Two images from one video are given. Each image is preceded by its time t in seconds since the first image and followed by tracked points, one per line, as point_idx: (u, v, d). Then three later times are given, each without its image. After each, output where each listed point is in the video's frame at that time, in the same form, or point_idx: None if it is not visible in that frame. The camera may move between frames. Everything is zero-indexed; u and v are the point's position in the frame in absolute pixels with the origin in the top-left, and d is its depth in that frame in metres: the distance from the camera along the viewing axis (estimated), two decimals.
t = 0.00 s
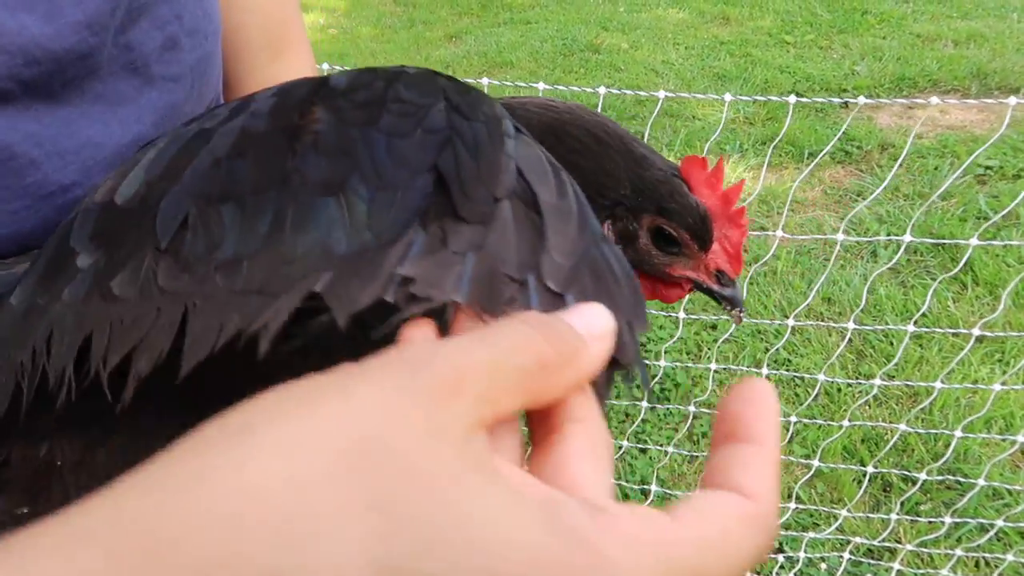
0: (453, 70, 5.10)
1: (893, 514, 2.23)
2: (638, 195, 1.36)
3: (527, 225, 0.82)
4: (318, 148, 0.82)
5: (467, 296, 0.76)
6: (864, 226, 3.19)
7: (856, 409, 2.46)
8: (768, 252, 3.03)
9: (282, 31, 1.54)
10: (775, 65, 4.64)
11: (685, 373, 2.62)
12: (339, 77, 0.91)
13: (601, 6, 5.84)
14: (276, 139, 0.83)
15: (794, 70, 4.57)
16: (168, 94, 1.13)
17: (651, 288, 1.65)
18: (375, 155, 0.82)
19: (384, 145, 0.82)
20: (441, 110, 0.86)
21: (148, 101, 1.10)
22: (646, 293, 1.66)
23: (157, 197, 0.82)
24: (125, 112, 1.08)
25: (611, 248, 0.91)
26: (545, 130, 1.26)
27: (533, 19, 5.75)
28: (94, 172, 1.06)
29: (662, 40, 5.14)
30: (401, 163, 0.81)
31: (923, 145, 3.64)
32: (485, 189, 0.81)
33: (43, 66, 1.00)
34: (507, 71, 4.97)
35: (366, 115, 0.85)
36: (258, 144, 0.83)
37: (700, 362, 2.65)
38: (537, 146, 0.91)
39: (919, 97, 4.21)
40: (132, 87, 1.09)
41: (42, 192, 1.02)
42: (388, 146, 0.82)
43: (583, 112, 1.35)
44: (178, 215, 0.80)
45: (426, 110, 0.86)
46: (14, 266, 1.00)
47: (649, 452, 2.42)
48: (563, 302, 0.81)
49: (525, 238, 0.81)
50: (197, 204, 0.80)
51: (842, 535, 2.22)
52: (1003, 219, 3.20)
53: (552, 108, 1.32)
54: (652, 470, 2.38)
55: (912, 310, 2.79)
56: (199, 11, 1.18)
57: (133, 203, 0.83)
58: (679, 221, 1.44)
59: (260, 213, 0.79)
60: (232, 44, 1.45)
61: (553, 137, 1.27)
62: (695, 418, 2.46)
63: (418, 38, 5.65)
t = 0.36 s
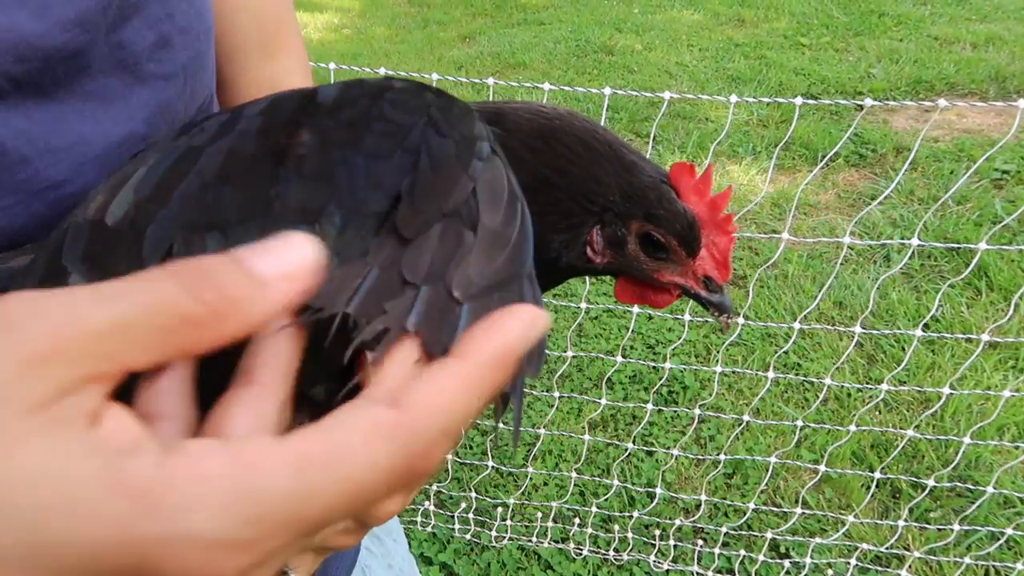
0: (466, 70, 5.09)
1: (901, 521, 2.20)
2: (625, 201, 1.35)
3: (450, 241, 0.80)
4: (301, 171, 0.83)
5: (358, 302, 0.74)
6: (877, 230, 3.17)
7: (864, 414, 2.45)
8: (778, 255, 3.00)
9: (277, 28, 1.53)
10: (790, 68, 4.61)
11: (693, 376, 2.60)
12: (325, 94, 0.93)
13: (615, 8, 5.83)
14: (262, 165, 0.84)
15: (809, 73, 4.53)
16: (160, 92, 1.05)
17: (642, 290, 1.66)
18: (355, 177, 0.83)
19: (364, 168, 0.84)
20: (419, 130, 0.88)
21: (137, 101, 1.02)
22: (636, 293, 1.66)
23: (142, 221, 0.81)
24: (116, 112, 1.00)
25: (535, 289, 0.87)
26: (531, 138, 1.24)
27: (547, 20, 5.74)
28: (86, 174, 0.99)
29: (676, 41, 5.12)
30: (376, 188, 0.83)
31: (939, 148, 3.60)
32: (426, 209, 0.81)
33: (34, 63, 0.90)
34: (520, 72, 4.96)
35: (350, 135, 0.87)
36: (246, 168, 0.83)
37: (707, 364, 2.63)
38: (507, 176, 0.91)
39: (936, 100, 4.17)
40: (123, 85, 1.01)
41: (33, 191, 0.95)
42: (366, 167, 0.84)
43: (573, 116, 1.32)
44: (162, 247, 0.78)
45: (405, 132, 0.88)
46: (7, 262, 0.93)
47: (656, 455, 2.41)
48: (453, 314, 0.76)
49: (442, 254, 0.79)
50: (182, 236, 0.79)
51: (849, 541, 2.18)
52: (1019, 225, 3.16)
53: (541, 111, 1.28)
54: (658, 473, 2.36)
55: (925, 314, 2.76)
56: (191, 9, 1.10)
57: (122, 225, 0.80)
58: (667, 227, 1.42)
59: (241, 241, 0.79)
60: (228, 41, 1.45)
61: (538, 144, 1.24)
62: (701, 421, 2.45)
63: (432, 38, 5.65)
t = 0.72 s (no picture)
0: (485, 71, 5.10)
1: (917, 529, 2.18)
2: (646, 201, 1.36)
3: (417, 259, 0.78)
4: (281, 182, 0.85)
5: (306, 312, 0.75)
6: (895, 236, 3.15)
7: (881, 420, 2.43)
8: (795, 259, 2.99)
9: (304, 31, 1.54)
10: (809, 72, 4.58)
11: (707, 380, 2.59)
12: (328, 107, 0.95)
13: (635, 11, 5.83)
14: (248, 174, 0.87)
15: (829, 77, 4.50)
16: (185, 92, 1.06)
17: (661, 292, 1.65)
18: (333, 191, 0.85)
19: (345, 182, 0.85)
20: (413, 147, 0.89)
21: (161, 101, 1.03)
22: (655, 296, 1.66)
23: (132, 221, 0.84)
24: (141, 111, 1.02)
25: (520, 313, 0.83)
26: (553, 140, 1.24)
27: (566, 23, 5.75)
28: (110, 170, 1.00)
29: (696, 45, 5.11)
30: (355, 202, 0.84)
31: (960, 154, 3.57)
32: (403, 226, 0.81)
33: (61, 63, 0.92)
34: (539, 74, 4.96)
35: (337, 150, 0.89)
36: (230, 177, 0.86)
37: (723, 368, 2.62)
38: (508, 199, 0.89)
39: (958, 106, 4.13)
40: (149, 84, 1.02)
41: (57, 186, 0.96)
42: (348, 180, 0.85)
43: (593, 116, 1.32)
44: (137, 248, 0.82)
45: (398, 148, 0.89)
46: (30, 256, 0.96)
47: (670, 458, 2.41)
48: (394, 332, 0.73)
49: (405, 271, 0.78)
50: (157, 237, 0.82)
51: (862, 549, 2.18)
52: None
53: (561, 112, 1.29)
54: (672, 476, 2.36)
55: (943, 321, 2.74)
56: (218, 10, 1.11)
57: (111, 228, 0.84)
58: (688, 228, 1.43)
59: (214, 247, 0.82)
60: (256, 40, 1.46)
61: (560, 145, 1.25)
62: (715, 425, 2.45)
63: (451, 40, 5.66)
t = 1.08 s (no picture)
0: (500, 74, 5.11)
1: (932, 536, 2.17)
2: (664, 202, 1.36)
3: (428, 279, 0.78)
4: (300, 197, 0.84)
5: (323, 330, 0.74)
6: (912, 240, 3.13)
7: (896, 426, 2.41)
8: (810, 263, 2.97)
9: (313, 32, 1.55)
10: (826, 75, 4.56)
11: (721, 384, 2.58)
12: (342, 116, 0.94)
13: (650, 13, 5.82)
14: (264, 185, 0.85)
15: (846, 80, 4.47)
16: (200, 90, 1.07)
17: (677, 294, 1.64)
18: (350, 205, 0.84)
19: (361, 196, 0.85)
20: (429, 160, 0.88)
21: (177, 100, 1.04)
22: (671, 299, 1.66)
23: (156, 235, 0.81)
24: (156, 108, 1.03)
25: (534, 334, 0.83)
26: (571, 141, 1.24)
27: (582, 25, 5.74)
28: (127, 168, 1.01)
29: (712, 47, 5.10)
30: (374, 218, 0.83)
31: (978, 159, 3.54)
32: (419, 242, 0.81)
33: (76, 62, 0.93)
34: (554, 76, 4.96)
35: (353, 162, 0.88)
36: (250, 190, 0.84)
37: (737, 372, 2.61)
38: (521, 213, 0.89)
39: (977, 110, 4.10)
40: (164, 83, 1.03)
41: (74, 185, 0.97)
42: (364, 196, 0.85)
43: (610, 117, 1.32)
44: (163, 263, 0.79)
45: (414, 161, 0.88)
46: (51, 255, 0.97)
47: (683, 462, 2.40)
48: (406, 354, 0.72)
49: (421, 290, 0.77)
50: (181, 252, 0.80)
51: (878, 555, 2.15)
52: None
53: (578, 113, 1.28)
54: (684, 479, 2.35)
55: (960, 327, 2.71)
56: (231, 9, 1.12)
57: (135, 236, 0.80)
58: (704, 230, 1.43)
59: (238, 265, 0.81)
60: (266, 41, 1.47)
61: (578, 147, 1.24)
62: (728, 429, 2.44)
63: (467, 42, 5.67)
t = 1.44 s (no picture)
0: (513, 75, 5.11)
1: (948, 543, 2.15)
2: (688, 207, 1.35)
3: (494, 288, 0.72)
4: (333, 209, 0.78)
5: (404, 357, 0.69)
6: (928, 244, 3.10)
7: (912, 431, 2.39)
8: (824, 266, 2.95)
9: (330, 37, 1.56)
10: (840, 77, 4.53)
11: (734, 387, 2.57)
12: (362, 118, 0.86)
13: (663, 15, 5.81)
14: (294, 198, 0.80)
15: (860, 82, 4.45)
16: (216, 96, 1.09)
17: (702, 295, 1.63)
18: (382, 212, 0.76)
19: (394, 204, 0.76)
20: (453, 161, 0.79)
21: (194, 105, 1.07)
22: (696, 298, 1.64)
23: (184, 250, 0.78)
24: (173, 113, 1.04)
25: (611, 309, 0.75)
26: (585, 148, 1.24)
27: (595, 27, 5.74)
28: (141, 173, 1.01)
29: (725, 49, 5.08)
30: (409, 226, 0.75)
31: (994, 162, 3.52)
32: (468, 249, 0.73)
33: (91, 68, 0.95)
34: (567, 78, 4.96)
35: (379, 168, 0.80)
36: (281, 205, 0.79)
37: (750, 375, 2.60)
38: (555, 198, 0.80)
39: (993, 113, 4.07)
40: (180, 88, 1.06)
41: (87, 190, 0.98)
42: (397, 205, 0.76)
43: (623, 120, 1.31)
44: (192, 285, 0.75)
45: (441, 162, 0.79)
46: (60, 258, 0.92)
47: (696, 466, 2.38)
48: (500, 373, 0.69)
49: (494, 306, 0.71)
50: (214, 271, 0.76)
51: (892, 561, 2.15)
52: None
53: (591, 118, 1.28)
54: (697, 483, 2.34)
55: (977, 332, 2.69)
56: (248, 17, 1.17)
57: (158, 256, 0.77)
58: (734, 233, 1.42)
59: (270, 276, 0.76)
60: (285, 47, 1.48)
61: (592, 154, 1.24)
62: (743, 433, 2.42)
63: (479, 43, 5.67)
